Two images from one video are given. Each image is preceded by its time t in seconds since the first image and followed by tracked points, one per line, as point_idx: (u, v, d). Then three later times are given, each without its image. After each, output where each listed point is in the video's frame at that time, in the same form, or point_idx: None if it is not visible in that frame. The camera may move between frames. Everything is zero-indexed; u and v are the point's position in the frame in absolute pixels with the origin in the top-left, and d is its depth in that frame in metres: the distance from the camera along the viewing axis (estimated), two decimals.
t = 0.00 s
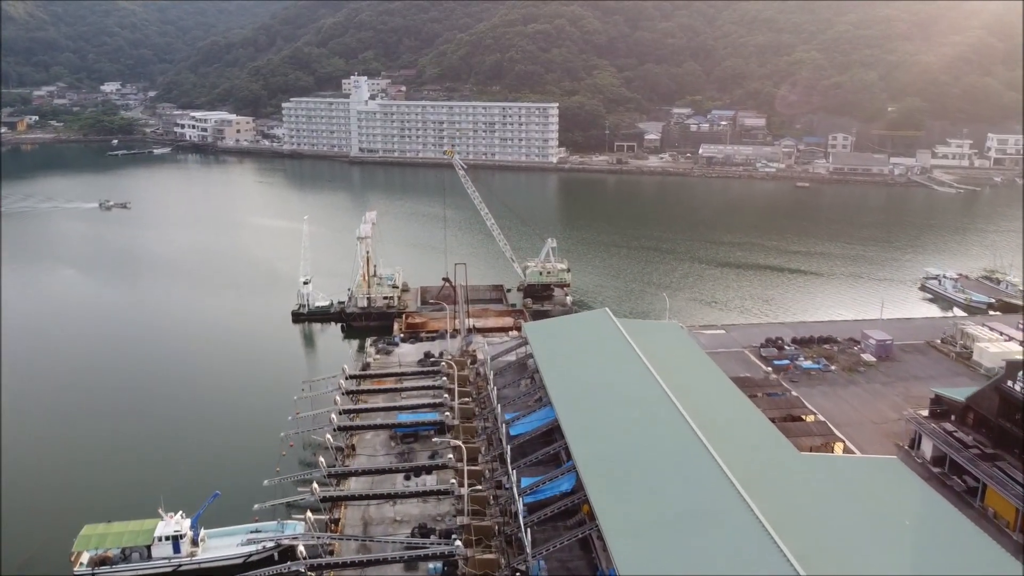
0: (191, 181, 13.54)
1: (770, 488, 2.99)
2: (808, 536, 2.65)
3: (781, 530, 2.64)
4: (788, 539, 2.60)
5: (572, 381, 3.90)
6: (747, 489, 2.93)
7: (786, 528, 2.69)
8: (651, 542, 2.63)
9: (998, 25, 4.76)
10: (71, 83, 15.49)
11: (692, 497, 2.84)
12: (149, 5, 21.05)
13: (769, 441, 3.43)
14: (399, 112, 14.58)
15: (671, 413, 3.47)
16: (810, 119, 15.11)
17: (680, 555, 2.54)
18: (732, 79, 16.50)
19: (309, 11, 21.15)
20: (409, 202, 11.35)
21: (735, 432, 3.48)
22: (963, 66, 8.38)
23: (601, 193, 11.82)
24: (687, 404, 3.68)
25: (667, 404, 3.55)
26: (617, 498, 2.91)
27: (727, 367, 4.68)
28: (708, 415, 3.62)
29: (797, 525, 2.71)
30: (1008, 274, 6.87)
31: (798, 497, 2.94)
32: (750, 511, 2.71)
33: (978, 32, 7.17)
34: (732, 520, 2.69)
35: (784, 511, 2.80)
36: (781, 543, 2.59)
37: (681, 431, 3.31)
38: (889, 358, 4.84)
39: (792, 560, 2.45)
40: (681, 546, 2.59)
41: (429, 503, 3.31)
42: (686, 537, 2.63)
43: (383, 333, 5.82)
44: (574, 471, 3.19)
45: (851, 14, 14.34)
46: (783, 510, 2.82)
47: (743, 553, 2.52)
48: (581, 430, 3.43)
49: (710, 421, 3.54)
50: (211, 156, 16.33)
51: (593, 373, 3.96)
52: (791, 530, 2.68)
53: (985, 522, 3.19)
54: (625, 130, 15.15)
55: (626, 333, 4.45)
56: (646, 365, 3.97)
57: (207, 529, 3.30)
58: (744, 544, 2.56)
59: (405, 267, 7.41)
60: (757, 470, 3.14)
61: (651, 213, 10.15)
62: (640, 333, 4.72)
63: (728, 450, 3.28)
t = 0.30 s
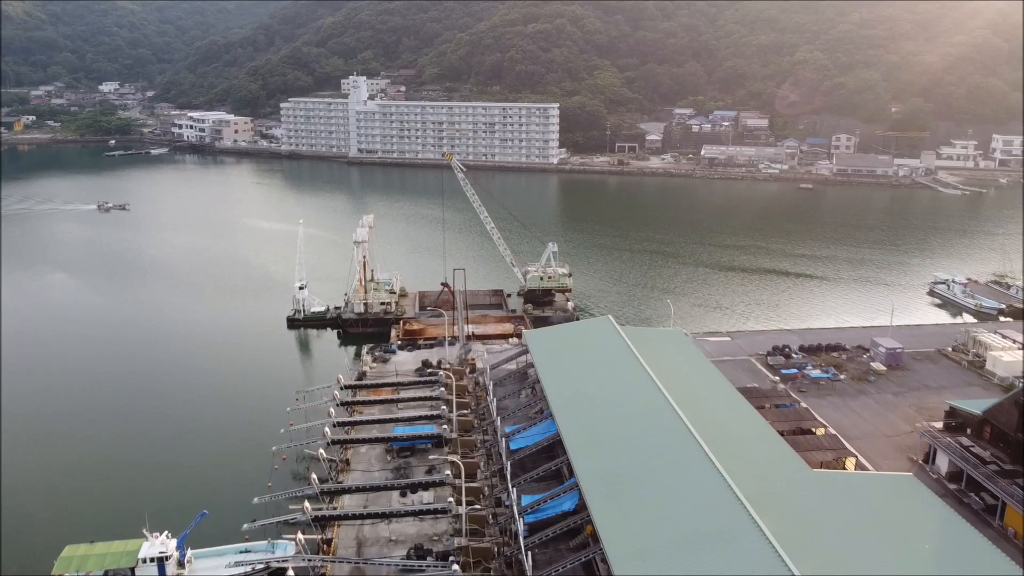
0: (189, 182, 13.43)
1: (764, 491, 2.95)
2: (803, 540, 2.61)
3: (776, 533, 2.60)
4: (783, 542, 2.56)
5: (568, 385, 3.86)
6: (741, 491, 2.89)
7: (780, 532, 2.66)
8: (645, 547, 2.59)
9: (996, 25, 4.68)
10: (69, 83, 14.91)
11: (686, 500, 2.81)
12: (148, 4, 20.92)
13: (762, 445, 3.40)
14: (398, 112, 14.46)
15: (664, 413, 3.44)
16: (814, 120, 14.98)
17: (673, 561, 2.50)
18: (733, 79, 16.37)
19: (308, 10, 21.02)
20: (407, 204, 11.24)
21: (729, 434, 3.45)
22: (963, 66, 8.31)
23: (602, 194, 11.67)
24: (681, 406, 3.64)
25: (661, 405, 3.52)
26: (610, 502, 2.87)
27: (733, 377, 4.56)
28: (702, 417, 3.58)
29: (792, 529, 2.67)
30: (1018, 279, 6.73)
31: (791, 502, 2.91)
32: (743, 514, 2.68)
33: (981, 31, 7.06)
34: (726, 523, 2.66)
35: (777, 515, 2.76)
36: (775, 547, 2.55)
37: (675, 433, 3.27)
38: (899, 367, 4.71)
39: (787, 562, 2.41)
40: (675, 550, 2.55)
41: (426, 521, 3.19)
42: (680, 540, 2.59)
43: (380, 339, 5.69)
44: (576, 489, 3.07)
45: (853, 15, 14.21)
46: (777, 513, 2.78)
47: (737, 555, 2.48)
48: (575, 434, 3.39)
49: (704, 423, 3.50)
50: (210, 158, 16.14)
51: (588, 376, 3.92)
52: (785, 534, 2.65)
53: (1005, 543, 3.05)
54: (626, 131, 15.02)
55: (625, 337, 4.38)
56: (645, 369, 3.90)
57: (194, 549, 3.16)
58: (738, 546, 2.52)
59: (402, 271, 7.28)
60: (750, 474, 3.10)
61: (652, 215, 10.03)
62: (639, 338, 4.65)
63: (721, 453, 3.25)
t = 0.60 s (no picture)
0: (188, 183, 13.30)
1: (763, 498, 2.90)
2: (803, 548, 2.56)
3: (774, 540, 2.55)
4: (781, 550, 2.51)
5: (568, 389, 3.82)
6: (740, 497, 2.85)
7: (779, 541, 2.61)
8: (642, 553, 2.54)
9: (1001, 24, 4.58)
10: (68, 83, 14.53)
11: (684, 506, 2.76)
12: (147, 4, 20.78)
13: (763, 450, 3.35)
14: (398, 113, 14.34)
15: (664, 417, 3.39)
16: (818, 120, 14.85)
17: (670, 568, 2.45)
18: (735, 80, 16.26)
19: (307, 10, 20.91)
20: (407, 206, 11.11)
21: (729, 440, 3.40)
22: (968, 66, 8.22)
23: (603, 196, 11.53)
24: (681, 410, 3.60)
25: (660, 409, 3.47)
26: (608, 507, 2.82)
27: (740, 387, 4.43)
28: (702, 422, 3.53)
29: (790, 537, 2.63)
30: None
31: (791, 508, 2.86)
32: (741, 519, 2.64)
33: (987, 30, 6.93)
34: (724, 530, 2.61)
35: (777, 522, 2.71)
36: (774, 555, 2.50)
37: (675, 437, 3.23)
38: (909, 376, 4.59)
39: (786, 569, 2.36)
40: (673, 557, 2.50)
41: (422, 541, 3.06)
42: (677, 546, 2.55)
43: (377, 347, 5.55)
44: (578, 507, 2.94)
45: (858, 13, 14.16)
46: (776, 520, 2.73)
47: (734, 563, 2.43)
48: (574, 438, 3.35)
49: (703, 427, 3.46)
50: (207, 158, 15.37)
51: (589, 380, 3.87)
52: (783, 542, 2.60)
53: None
54: (628, 131, 14.90)
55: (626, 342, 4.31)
56: (646, 374, 3.84)
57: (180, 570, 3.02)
58: (736, 553, 2.48)
59: (400, 276, 7.13)
60: (750, 480, 3.06)
61: (656, 218, 9.88)
62: (641, 342, 4.57)
63: (721, 458, 3.20)
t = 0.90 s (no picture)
0: (186, 184, 13.20)
1: (762, 501, 2.84)
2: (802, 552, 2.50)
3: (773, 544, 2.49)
4: (781, 554, 2.45)
5: (565, 394, 3.76)
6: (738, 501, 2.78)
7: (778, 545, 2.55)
8: (642, 555, 2.48)
9: (1012, 23, 4.46)
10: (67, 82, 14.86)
11: (683, 508, 2.70)
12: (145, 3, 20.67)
13: (761, 454, 3.29)
14: (397, 113, 14.22)
15: (663, 421, 3.34)
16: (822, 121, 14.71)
17: (670, 570, 2.38)
18: (737, 80, 16.13)
19: (307, 9, 20.79)
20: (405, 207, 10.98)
21: (729, 444, 3.34)
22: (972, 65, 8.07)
23: (605, 198, 11.41)
24: (679, 414, 3.54)
25: (658, 413, 3.41)
26: (606, 510, 2.76)
27: (746, 397, 4.30)
28: (702, 426, 3.47)
29: (790, 541, 2.56)
30: None
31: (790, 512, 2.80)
32: (741, 522, 2.57)
33: (990, 31, 6.81)
34: (724, 532, 2.54)
35: (776, 525, 2.65)
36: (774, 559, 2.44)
37: (675, 440, 3.16)
38: (921, 386, 4.46)
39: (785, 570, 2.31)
40: (672, 559, 2.43)
41: (418, 563, 2.93)
42: (677, 548, 2.48)
43: (374, 354, 5.43)
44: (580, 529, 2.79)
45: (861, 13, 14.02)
46: (775, 523, 2.67)
47: (735, 566, 2.36)
48: (572, 442, 3.29)
49: (701, 431, 3.40)
50: (206, 159, 15.17)
51: (588, 383, 3.81)
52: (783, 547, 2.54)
53: None
54: (629, 132, 14.77)
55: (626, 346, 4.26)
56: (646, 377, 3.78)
57: None
58: (736, 556, 2.41)
59: (398, 280, 7.00)
60: (748, 483, 3.00)
61: (659, 220, 9.76)
62: (641, 348, 4.51)
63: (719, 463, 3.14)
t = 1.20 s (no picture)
0: (184, 186, 13.06)
1: (760, 503, 2.80)
2: (801, 557, 2.47)
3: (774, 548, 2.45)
4: (781, 560, 2.42)
5: (563, 397, 3.70)
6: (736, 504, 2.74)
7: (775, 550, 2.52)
8: (642, 561, 2.44)
9: None
10: (65, 81, 13.27)
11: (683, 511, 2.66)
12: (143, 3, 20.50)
13: (759, 454, 3.24)
14: (396, 114, 14.08)
15: (661, 423, 3.29)
16: (826, 122, 14.56)
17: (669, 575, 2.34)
18: (739, 81, 16.00)
19: (305, 9, 20.65)
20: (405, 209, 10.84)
21: (727, 446, 3.29)
22: (978, 65, 7.93)
23: (606, 199, 11.28)
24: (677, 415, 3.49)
25: (656, 414, 3.37)
26: (605, 515, 2.72)
27: (754, 408, 4.17)
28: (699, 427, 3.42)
29: (789, 545, 2.53)
30: None
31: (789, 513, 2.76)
32: (739, 526, 2.54)
33: (995, 30, 6.69)
34: (723, 536, 2.51)
35: (774, 529, 2.62)
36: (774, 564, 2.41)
37: (672, 442, 3.12)
38: (933, 396, 4.33)
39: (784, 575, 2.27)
40: (673, 564, 2.39)
41: None
42: (677, 552, 2.44)
43: (371, 361, 5.30)
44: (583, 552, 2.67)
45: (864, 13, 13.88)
46: (774, 527, 2.64)
47: (733, 569, 2.34)
48: (570, 446, 3.24)
49: (699, 431, 3.35)
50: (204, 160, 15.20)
51: (585, 386, 3.75)
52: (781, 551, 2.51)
53: None
54: (631, 133, 14.62)
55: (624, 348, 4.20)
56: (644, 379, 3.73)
57: None
58: (737, 560, 2.37)
59: (396, 284, 6.87)
60: (747, 485, 2.96)
61: (662, 222, 9.62)
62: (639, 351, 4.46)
63: (716, 464, 3.10)
